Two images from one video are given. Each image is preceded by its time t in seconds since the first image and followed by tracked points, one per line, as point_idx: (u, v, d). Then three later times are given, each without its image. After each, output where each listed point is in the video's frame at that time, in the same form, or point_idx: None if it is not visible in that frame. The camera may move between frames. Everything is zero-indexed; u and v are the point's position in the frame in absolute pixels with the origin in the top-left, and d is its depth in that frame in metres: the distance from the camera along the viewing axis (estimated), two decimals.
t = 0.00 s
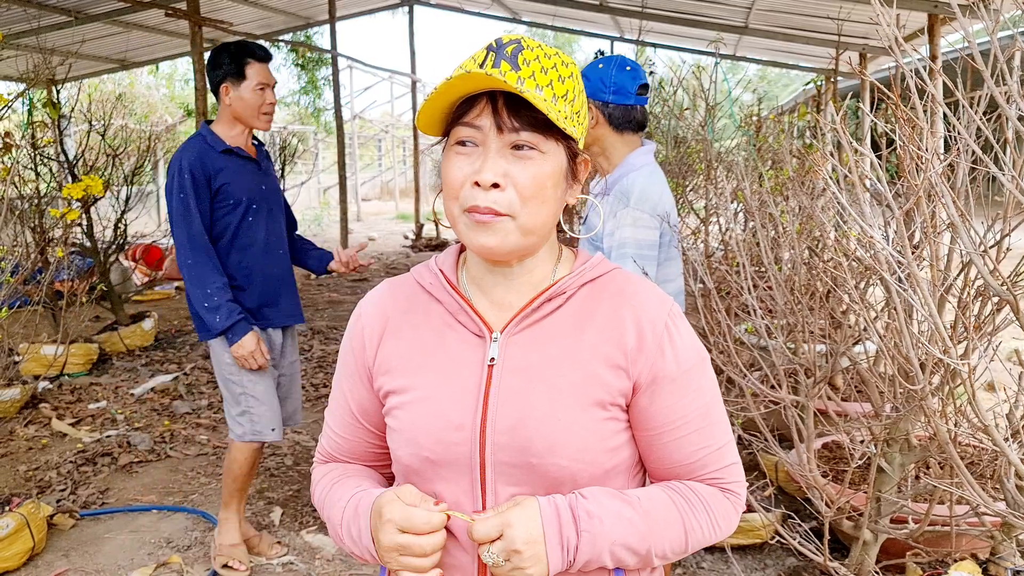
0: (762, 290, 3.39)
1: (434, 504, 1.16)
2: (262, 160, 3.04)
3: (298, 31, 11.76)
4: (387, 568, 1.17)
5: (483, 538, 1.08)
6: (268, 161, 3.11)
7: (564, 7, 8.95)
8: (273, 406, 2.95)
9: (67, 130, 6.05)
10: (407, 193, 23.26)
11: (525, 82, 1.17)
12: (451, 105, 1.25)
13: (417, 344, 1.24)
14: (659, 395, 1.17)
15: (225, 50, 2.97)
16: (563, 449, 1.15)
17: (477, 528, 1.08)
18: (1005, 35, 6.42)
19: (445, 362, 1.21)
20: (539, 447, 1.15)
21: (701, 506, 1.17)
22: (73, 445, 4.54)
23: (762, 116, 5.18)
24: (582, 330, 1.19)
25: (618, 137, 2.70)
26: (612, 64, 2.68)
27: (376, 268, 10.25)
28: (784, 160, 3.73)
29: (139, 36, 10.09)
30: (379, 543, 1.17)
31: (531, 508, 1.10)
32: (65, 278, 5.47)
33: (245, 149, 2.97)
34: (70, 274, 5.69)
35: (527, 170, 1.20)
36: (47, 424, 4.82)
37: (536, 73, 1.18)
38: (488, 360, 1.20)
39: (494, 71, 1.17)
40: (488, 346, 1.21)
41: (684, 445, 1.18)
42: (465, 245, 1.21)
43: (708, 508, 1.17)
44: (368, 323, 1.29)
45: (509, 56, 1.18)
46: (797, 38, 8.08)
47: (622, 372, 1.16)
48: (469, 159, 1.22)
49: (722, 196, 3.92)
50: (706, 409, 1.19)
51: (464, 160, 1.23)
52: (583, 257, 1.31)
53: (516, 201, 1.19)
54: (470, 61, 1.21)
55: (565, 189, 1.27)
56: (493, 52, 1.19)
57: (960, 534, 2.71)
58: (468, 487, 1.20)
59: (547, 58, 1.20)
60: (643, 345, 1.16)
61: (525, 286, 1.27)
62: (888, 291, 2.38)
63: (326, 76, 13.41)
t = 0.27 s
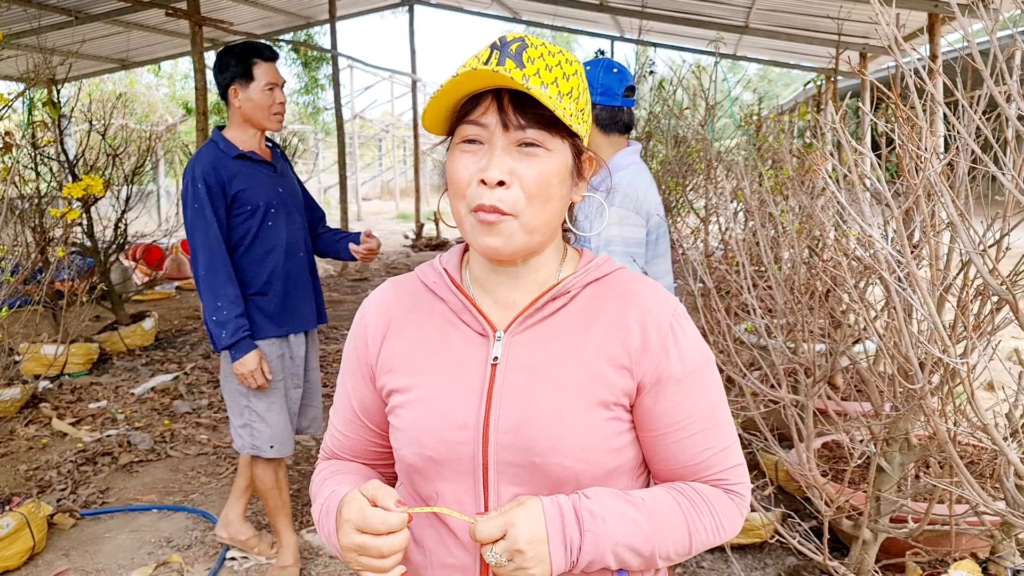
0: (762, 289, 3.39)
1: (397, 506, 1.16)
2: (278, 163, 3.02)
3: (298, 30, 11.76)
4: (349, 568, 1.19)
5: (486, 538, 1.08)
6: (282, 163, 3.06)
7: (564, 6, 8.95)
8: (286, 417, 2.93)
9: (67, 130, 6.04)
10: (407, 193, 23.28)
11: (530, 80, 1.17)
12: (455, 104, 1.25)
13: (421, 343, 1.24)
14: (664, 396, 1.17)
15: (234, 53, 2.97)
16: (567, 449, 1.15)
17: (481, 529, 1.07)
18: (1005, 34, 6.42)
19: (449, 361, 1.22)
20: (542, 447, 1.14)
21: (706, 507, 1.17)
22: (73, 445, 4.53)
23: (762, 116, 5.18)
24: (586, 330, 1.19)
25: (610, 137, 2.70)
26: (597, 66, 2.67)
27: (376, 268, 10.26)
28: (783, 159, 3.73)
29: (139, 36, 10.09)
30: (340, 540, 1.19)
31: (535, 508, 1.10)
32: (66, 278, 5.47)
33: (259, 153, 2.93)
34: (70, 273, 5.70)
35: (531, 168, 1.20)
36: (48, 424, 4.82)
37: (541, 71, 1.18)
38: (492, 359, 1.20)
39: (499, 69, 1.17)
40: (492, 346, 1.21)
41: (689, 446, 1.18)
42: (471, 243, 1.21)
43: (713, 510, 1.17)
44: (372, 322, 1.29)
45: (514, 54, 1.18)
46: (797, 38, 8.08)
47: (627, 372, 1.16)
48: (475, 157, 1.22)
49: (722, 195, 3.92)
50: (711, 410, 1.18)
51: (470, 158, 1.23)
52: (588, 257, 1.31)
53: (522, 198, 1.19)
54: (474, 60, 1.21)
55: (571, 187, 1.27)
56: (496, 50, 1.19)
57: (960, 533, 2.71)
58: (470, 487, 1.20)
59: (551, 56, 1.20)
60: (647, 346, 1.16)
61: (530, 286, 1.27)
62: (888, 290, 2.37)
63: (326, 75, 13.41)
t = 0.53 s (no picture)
0: (762, 289, 3.39)
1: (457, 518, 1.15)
2: (291, 165, 2.90)
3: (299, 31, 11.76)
4: (397, 569, 1.17)
5: (489, 541, 1.07)
6: (305, 163, 2.96)
7: (565, 7, 8.95)
8: (260, 428, 2.91)
9: (68, 130, 6.04)
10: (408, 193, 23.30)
11: (536, 79, 1.17)
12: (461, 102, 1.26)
13: (426, 343, 1.24)
14: (670, 399, 1.16)
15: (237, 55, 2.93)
16: (572, 451, 1.14)
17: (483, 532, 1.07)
18: (1006, 35, 6.41)
19: (455, 362, 1.22)
20: (547, 449, 1.14)
21: (711, 511, 1.17)
22: (73, 445, 4.54)
23: (762, 116, 5.18)
24: (591, 332, 1.19)
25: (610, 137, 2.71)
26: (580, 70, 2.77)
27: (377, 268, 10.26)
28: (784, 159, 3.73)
29: (140, 36, 10.10)
30: (395, 542, 1.16)
31: (538, 510, 1.10)
32: (67, 278, 5.47)
33: (269, 155, 2.87)
34: (71, 274, 5.71)
35: (537, 166, 1.20)
36: (48, 424, 4.83)
37: (548, 70, 1.18)
38: (498, 360, 1.20)
39: (505, 67, 1.17)
40: (498, 347, 1.21)
41: (694, 449, 1.18)
42: (476, 243, 1.21)
43: (718, 514, 1.17)
44: (377, 321, 1.29)
45: (521, 52, 1.18)
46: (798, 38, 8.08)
47: (633, 375, 1.16)
48: (480, 155, 1.22)
49: (722, 196, 3.92)
50: (717, 413, 1.18)
51: (474, 157, 1.23)
52: (594, 258, 1.30)
53: (527, 197, 1.18)
54: (480, 59, 1.21)
55: (578, 187, 1.27)
56: (504, 48, 1.19)
57: (960, 534, 2.71)
58: (474, 488, 1.20)
59: (559, 55, 1.20)
60: (654, 348, 1.16)
61: (535, 286, 1.26)
62: (889, 290, 2.37)
63: (327, 75, 13.41)
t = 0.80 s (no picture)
0: (764, 289, 3.39)
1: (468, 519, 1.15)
2: (304, 169, 2.92)
3: (300, 31, 11.76)
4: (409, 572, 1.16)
5: (495, 545, 1.07)
6: (326, 168, 2.95)
7: (566, 7, 8.95)
8: (248, 417, 2.96)
9: (69, 130, 6.05)
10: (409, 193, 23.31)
11: (545, 79, 1.16)
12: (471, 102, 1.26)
13: (433, 344, 1.24)
14: (678, 405, 1.16)
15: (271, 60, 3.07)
16: (578, 456, 1.14)
17: (489, 535, 1.07)
18: (1008, 34, 6.41)
19: (462, 364, 1.21)
20: (554, 453, 1.14)
21: (718, 518, 1.16)
22: (74, 445, 4.54)
23: (763, 116, 5.18)
24: (600, 335, 1.18)
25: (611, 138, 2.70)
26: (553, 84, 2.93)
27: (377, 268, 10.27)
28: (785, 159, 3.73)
29: (141, 36, 10.10)
30: (408, 547, 1.16)
31: (545, 514, 1.09)
32: (68, 278, 5.47)
33: (288, 158, 2.96)
34: (72, 273, 5.71)
35: (544, 167, 1.19)
36: (49, 424, 4.83)
37: (558, 70, 1.17)
38: (505, 363, 1.20)
39: (515, 67, 1.17)
40: (505, 349, 1.21)
41: (702, 456, 1.17)
42: (483, 243, 1.21)
43: (724, 521, 1.16)
44: (385, 320, 1.29)
45: (532, 52, 1.18)
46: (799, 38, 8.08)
47: (641, 380, 1.15)
48: (488, 155, 1.22)
49: (724, 196, 3.92)
50: (726, 420, 1.17)
51: (482, 156, 1.22)
52: (603, 261, 1.30)
53: (534, 198, 1.18)
54: (491, 59, 1.21)
55: (588, 189, 1.27)
56: (515, 48, 1.19)
57: (962, 534, 2.71)
58: (480, 491, 1.20)
59: (571, 55, 1.19)
60: (663, 353, 1.15)
61: (544, 289, 1.26)
62: (890, 291, 2.37)
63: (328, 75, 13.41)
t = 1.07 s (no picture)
0: (765, 289, 3.38)
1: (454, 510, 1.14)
2: (323, 170, 2.97)
3: (300, 30, 11.76)
4: (401, 568, 1.16)
5: (497, 545, 1.07)
6: (345, 170, 2.98)
7: (567, 6, 8.95)
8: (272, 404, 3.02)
9: (69, 129, 6.04)
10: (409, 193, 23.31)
11: (551, 78, 1.16)
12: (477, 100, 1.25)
13: (437, 343, 1.24)
14: (682, 406, 1.15)
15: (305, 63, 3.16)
16: (581, 457, 1.14)
17: (493, 535, 1.06)
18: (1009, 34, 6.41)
19: (465, 363, 1.21)
20: (557, 454, 1.14)
21: (721, 521, 1.16)
22: (75, 444, 4.54)
23: (764, 116, 5.17)
24: (603, 336, 1.18)
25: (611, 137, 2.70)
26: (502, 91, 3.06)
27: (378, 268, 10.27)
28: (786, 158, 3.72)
29: (142, 36, 10.10)
30: (396, 544, 1.16)
31: (548, 515, 1.09)
32: (69, 277, 5.47)
33: (313, 159, 3.03)
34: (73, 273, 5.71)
35: (551, 167, 1.19)
36: (49, 423, 4.83)
37: (565, 69, 1.17)
38: (508, 363, 1.19)
39: (520, 66, 1.17)
40: (509, 349, 1.21)
41: (705, 459, 1.16)
42: (488, 242, 1.20)
43: (728, 524, 1.16)
44: (388, 319, 1.29)
45: (538, 51, 1.18)
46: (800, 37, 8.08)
47: (645, 381, 1.15)
48: (494, 154, 1.22)
49: (725, 195, 3.91)
50: (731, 422, 1.17)
51: (488, 155, 1.22)
52: (608, 261, 1.29)
53: (539, 198, 1.17)
54: (497, 57, 1.21)
55: (594, 188, 1.26)
56: (521, 46, 1.19)
57: (963, 534, 2.70)
58: (483, 491, 1.19)
59: (577, 53, 1.19)
60: (667, 355, 1.15)
61: (548, 288, 1.26)
62: (892, 290, 2.37)
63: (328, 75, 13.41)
